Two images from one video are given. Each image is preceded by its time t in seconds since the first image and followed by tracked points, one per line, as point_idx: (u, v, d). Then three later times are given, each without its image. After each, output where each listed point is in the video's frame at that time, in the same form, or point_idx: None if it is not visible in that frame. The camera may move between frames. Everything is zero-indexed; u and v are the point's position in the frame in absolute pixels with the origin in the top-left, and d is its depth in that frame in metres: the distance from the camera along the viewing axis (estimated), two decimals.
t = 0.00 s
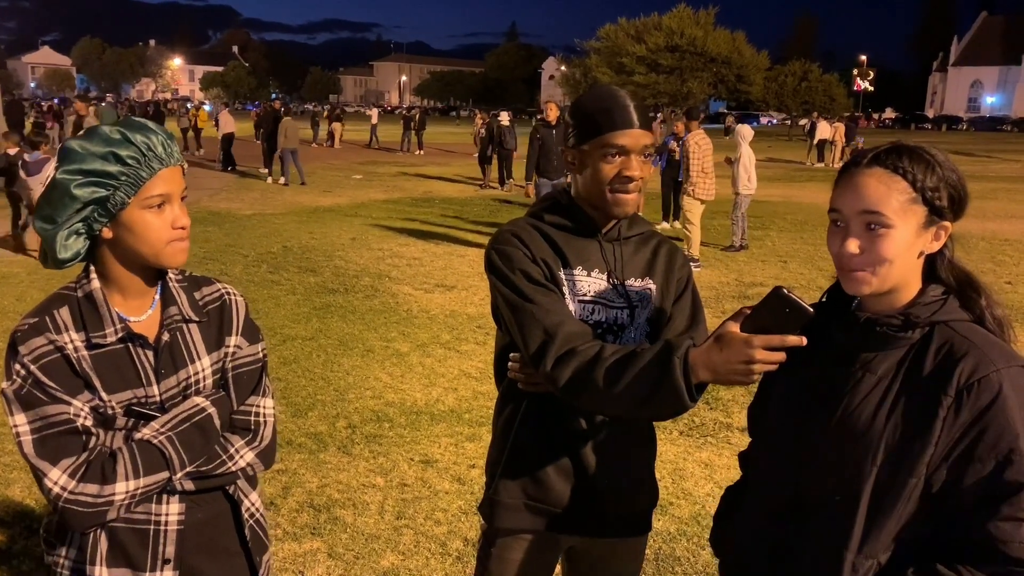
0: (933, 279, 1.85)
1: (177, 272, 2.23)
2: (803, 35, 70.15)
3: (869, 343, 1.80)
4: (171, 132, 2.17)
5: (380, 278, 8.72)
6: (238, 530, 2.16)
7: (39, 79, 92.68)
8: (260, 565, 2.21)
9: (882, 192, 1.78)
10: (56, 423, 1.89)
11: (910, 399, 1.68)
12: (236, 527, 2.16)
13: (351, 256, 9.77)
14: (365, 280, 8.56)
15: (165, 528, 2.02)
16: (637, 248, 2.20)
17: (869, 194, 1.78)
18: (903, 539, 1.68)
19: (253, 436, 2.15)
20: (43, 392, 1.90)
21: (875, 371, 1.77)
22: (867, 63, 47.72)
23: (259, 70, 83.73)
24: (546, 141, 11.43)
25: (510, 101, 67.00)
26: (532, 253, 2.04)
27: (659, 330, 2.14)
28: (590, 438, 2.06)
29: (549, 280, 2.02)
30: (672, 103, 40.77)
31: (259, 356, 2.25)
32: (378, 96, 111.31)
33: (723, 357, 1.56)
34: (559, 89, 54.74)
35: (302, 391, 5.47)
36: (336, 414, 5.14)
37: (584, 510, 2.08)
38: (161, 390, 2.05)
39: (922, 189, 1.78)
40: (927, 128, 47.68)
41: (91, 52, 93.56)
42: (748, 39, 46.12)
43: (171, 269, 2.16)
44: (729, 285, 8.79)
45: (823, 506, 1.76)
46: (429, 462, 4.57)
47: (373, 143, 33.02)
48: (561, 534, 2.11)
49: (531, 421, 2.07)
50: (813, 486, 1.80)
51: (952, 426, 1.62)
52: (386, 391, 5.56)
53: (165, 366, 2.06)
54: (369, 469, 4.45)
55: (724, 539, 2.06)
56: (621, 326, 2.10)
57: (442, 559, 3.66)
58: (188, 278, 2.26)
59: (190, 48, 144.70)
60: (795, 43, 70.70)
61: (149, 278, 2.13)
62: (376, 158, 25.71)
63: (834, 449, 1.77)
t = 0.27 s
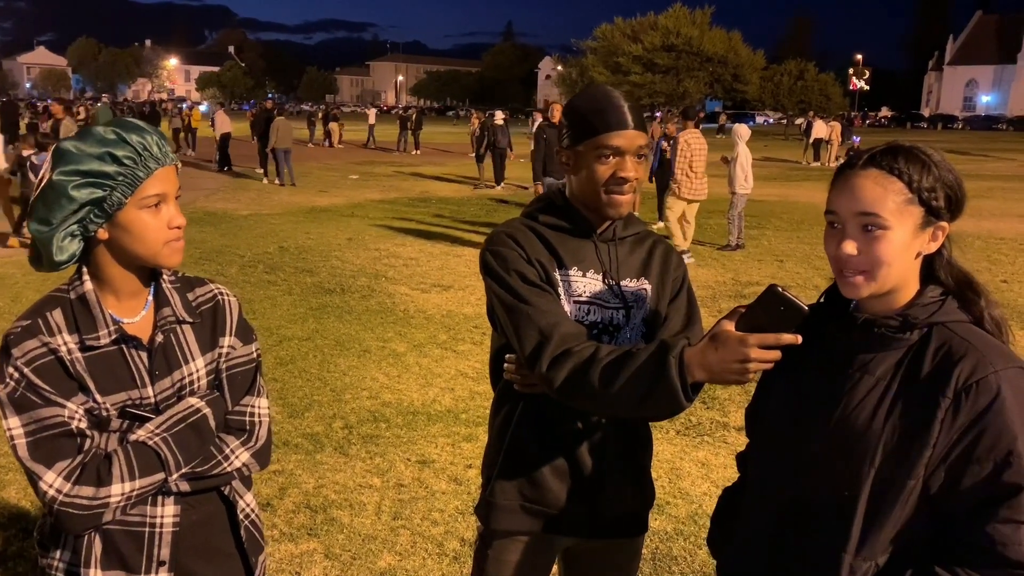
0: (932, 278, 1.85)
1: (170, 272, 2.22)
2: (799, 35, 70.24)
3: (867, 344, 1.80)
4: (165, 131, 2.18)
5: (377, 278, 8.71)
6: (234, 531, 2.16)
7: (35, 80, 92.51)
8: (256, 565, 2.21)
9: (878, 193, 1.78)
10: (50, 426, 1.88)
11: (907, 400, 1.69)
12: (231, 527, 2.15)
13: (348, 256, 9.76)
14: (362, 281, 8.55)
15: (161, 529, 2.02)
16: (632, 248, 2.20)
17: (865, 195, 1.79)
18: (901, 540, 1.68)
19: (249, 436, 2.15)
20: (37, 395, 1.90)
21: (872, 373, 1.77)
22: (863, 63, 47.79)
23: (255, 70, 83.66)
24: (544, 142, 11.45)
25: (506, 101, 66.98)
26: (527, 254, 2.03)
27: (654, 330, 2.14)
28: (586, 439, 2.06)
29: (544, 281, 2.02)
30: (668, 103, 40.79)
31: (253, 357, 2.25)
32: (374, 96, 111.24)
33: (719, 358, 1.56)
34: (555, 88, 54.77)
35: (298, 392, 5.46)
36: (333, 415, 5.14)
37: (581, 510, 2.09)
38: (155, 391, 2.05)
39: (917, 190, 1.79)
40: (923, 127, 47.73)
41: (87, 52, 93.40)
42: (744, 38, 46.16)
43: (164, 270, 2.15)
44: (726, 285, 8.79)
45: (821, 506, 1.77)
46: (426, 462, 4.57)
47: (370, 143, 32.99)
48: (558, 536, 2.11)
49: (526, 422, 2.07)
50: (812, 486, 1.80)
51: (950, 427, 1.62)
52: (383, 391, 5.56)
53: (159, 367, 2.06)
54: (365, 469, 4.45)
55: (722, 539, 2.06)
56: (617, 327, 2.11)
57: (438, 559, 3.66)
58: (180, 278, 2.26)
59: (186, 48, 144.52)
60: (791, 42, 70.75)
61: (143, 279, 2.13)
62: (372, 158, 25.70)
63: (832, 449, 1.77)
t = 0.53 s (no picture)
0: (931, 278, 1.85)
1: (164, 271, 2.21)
2: (795, 35, 70.36)
3: (864, 344, 1.80)
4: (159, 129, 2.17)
5: (373, 278, 8.70)
6: (231, 532, 2.15)
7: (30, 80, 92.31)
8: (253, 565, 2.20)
9: (875, 192, 1.78)
10: (45, 427, 1.87)
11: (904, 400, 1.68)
12: (228, 528, 2.15)
13: (345, 256, 9.74)
14: (358, 280, 8.53)
15: (156, 530, 2.01)
16: (629, 248, 2.20)
17: (862, 193, 1.78)
18: (898, 540, 1.68)
19: (245, 436, 2.15)
20: (32, 396, 1.89)
21: (869, 372, 1.76)
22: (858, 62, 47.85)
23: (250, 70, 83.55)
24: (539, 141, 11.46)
25: (502, 100, 66.95)
26: (523, 254, 2.02)
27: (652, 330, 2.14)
28: (583, 440, 2.05)
29: (540, 281, 2.01)
30: (664, 102, 40.81)
31: (248, 356, 2.25)
32: (370, 96, 111.12)
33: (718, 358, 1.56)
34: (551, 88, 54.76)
35: (295, 392, 5.45)
36: (330, 415, 5.13)
37: (578, 510, 2.08)
38: (150, 392, 2.04)
39: (915, 189, 1.78)
40: (918, 126, 47.81)
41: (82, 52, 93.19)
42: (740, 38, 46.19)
43: (158, 268, 2.14)
44: (723, 284, 8.79)
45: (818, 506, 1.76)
46: (423, 462, 4.56)
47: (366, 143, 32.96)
48: (555, 536, 2.11)
49: (522, 422, 2.07)
50: (809, 485, 1.79)
51: (947, 427, 1.62)
52: (380, 391, 5.56)
53: (154, 367, 2.05)
54: (362, 469, 4.44)
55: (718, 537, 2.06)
56: (614, 326, 2.10)
57: (436, 559, 3.65)
58: (174, 277, 2.25)
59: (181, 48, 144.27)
60: (787, 41, 70.85)
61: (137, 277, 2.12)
62: (368, 158, 25.69)
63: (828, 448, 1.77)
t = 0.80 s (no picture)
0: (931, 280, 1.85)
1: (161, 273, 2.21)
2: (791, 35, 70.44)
3: (864, 342, 1.80)
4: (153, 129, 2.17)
5: (370, 278, 8.70)
6: (229, 533, 2.15)
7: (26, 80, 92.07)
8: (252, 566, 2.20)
9: (870, 195, 1.78)
10: (40, 429, 1.87)
11: (901, 400, 1.69)
12: (226, 529, 2.15)
13: (341, 257, 9.74)
14: (355, 281, 8.53)
15: (154, 531, 2.01)
16: (625, 248, 2.20)
17: (858, 194, 1.79)
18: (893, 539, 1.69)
19: (242, 438, 2.15)
20: (27, 398, 1.89)
21: (867, 370, 1.77)
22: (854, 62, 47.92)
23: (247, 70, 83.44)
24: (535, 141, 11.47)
25: (499, 101, 66.91)
26: (519, 254, 2.03)
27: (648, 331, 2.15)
28: (581, 439, 2.06)
29: (537, 281, 2.02)
30: (661, 103, 40.83)
31: (246, 357, 2.25)
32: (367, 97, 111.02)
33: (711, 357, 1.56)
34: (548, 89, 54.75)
35: (292, 393, 5.45)
36: (327, 415, 5.13)
37: (574, 509, 2.09)
38: (147, 394, 2.04)
39: (914, 194, 1.76)
40: (915, 126, 47.87)
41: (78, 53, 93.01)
42: (737, 38, 46.22)
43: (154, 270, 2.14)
44: (719, 284, 8.79)
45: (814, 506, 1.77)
46: (419, 462, 4.56)
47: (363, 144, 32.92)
48: (551, 536, 2.11)
49: (518, 422, 2.07)
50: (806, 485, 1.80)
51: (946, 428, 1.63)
52: (377, 391, 5.56)
53: (150, 369, 2.05)
54: (359, 470, 4.44)
55: (713, 537, 2.06)
56: (610, 327, 2.11)
57: (432, 559, 3.65)
58: (172, 278, 2.25)
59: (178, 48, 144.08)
60: (784, 42, 70.93)
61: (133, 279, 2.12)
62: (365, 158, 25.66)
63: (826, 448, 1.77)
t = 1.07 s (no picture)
0: (939, 282, 1.85)
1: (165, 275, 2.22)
2: (790, 36, 70.51)
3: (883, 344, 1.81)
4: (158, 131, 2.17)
5: (370, 279, 8.71)
6: (232, 535, 2.16)
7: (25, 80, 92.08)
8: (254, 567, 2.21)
9: (880, 199, 1.78)
10: (44, 431, 1.88)
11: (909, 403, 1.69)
12: (229, 531, 2.15)
13: (341, 258, 9.75)
14: (355, 282, 8.54)
15: (157, 532, 2.02)
16: (625, 249, 2.21)
17: (868, 197, 1.80)
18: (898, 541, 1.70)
19: (245, 440, 2.15)
20: (30, 399, 1.89)
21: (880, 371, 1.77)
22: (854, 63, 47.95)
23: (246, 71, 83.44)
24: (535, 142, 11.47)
25: (499, 101, 66.92)
26: (520, 256, 2.03)
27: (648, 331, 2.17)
28: (582, 440, 2.06)
29: (538, 283, 2.02)
30: (659, 103, 40.85)
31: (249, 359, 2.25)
32: (367, 97, 111.07)
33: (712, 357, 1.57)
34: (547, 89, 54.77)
35: (292, 394, 5.45)
36: (327, 416, 5.14)
37: (575, 510, 2.09)
38: (151, 395, 2.04)
39: (922, 198, 1.74)
40: (914, 127, 47.91)
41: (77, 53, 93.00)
42: (736, 39, 46.27)
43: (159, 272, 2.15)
44: (719, 285, 8.81)
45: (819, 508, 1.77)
46: (420, 463, 4.57)
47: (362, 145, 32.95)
48: (552, 537, 2.11)
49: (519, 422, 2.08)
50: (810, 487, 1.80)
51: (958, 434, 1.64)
52: (377, 392, 5.56)
53: (154, 370, 2.06)
54: (359, 471, 4.44)
55: (713, 539, 2.07)
56: (611, 328, 2.11)
57: (433, 560, 3.66)
58: (176, 281, 2.25)
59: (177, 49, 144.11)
60: (783, 42, 70.99)
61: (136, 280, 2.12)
62: (365, 159, 25.68)
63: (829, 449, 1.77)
